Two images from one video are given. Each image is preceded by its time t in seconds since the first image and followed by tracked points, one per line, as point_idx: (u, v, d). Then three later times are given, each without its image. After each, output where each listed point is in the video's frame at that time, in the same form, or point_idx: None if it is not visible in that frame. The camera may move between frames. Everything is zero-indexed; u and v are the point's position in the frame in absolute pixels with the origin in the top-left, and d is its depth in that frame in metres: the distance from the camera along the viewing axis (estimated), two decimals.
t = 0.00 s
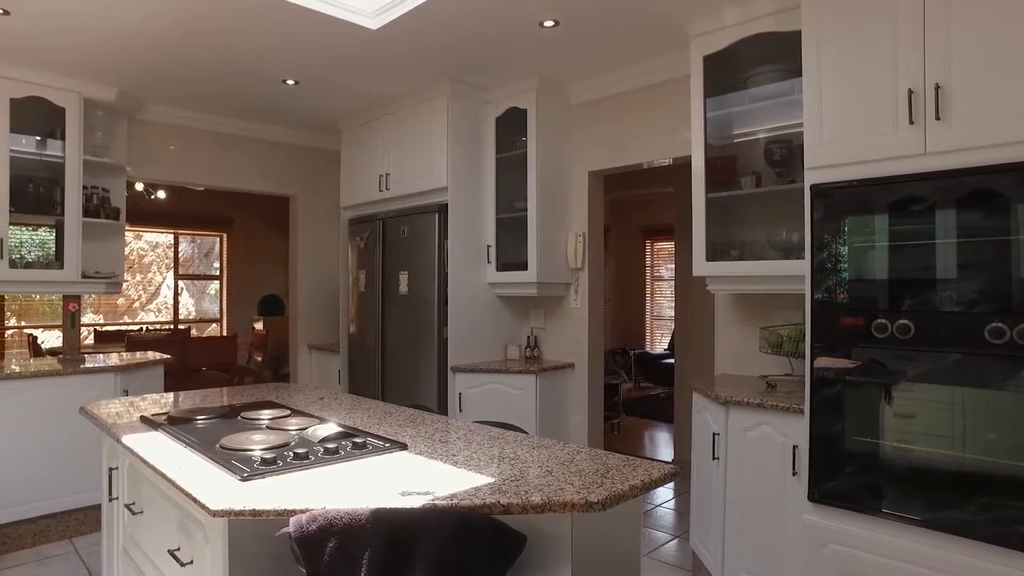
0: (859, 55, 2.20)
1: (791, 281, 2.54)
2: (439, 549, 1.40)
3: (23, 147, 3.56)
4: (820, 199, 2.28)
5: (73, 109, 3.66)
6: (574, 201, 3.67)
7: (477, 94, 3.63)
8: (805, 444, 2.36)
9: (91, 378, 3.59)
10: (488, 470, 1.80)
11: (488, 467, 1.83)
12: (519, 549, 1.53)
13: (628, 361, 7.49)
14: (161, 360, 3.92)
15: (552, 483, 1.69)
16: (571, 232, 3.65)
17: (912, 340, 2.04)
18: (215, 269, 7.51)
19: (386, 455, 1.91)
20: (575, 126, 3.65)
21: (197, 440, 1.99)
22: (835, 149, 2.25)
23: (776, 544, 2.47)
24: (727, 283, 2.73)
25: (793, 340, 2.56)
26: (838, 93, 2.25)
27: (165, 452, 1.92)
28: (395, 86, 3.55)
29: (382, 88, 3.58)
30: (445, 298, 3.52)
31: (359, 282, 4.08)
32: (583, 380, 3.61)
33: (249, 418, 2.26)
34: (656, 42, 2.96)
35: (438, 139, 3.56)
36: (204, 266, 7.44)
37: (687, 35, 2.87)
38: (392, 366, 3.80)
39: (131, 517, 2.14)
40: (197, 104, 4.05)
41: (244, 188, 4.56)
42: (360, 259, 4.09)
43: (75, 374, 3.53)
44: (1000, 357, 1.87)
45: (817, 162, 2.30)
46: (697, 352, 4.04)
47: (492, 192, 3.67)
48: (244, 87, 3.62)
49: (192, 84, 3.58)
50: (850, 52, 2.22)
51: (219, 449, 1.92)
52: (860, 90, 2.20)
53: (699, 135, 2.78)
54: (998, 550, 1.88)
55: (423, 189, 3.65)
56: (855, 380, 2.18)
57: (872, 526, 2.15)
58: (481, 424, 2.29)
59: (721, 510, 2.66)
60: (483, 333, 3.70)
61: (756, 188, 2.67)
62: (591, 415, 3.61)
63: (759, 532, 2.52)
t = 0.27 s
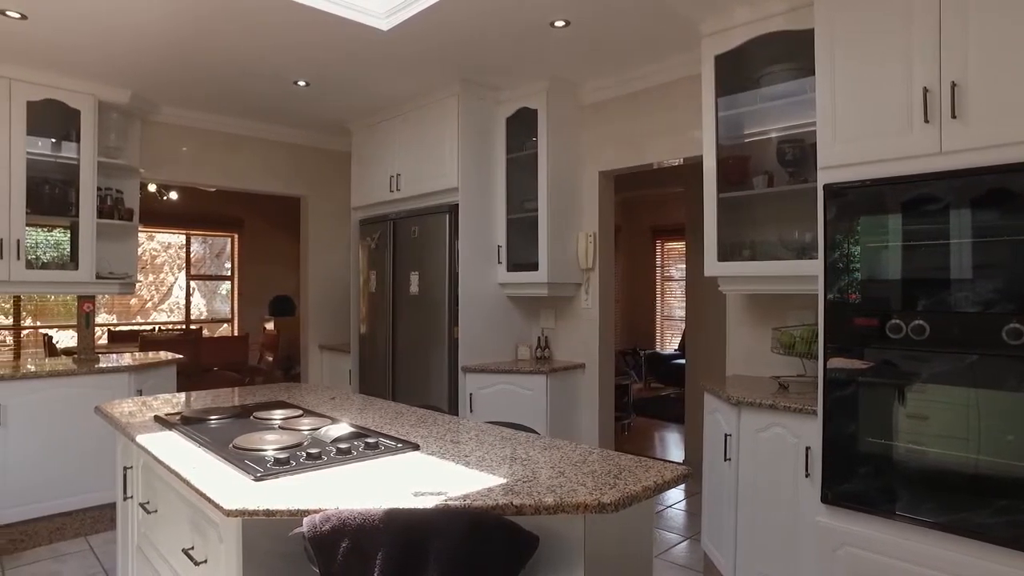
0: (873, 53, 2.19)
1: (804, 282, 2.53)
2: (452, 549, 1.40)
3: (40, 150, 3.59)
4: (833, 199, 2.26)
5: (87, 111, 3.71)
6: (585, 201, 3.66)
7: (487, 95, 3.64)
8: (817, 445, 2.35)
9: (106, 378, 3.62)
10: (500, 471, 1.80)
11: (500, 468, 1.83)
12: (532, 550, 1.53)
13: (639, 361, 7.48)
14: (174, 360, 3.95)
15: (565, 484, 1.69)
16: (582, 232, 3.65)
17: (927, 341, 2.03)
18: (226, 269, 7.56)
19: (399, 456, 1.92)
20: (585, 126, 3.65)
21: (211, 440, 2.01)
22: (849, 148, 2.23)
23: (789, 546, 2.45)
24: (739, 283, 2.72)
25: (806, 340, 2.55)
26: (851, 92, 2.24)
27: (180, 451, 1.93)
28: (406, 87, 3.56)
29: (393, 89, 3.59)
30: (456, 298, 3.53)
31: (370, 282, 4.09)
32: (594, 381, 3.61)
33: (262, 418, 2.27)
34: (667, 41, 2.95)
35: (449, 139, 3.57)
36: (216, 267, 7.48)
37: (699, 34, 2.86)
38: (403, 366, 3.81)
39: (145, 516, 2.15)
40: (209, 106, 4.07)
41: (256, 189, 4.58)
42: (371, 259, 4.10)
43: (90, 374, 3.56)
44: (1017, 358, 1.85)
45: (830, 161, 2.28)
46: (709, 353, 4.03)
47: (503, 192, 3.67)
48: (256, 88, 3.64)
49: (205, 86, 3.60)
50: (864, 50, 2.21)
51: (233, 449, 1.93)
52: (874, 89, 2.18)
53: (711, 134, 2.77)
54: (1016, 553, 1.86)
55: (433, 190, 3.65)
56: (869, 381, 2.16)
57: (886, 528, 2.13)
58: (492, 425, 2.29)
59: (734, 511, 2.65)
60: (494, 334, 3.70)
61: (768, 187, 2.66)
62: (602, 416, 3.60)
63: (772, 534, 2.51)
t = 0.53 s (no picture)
0: (888, 51, 2.17)
1: (817, 282, 2.51)
2: (466, 550, 1.40)
3: (56, 152, 3.63)
4: (847, 199, 2.25)
5: (102, 114, 3.74)
6: (596, 201, 3.66)
7: (497, 95, 3.63)
8: (831, 447, 2.33)
9: (121, 377, 3.65)
10: (513, 472, 1.80)
11: (513, 469, 1.83)
12: (545, 551, 1.53)
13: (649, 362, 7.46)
14: (187, 360, 3.97)
15: (577, 485, 1.68)
16: (593, 232, 3.64)
17: (942, 342, 2.01)
18: (238, 270, 7.60)
19: (411, 456, 1.92)
20: (596, 126, 3.64)
21: (225, 440, 2.02)
22: (863, 148, 2.22)
23: (802, 548, 2.44)
24: (751, 283, 2.71)
25: (819, 341, 2.54)
26: (866, 91, 2.22)
27: (194, 451, 1.95)
28: (417, 88, 3.57)
29: (403, 90, 3.60)
30: (467, 299, 3.54)
31: (381, 282, 4.10)
32: (605, 381, 3.60)
33: (275, 418, 2.28)
34: (679, 41, 2.94)
35: (460, 140, 3.57)
36: (227, 267, 7.52)
37: (711, 33, 2.85)
38: (414, 367, 3.82)
39: (160, 514, 2.17)
40: (221, 107, 4.09)
41: (267, 190, 4.60)
42: (382, 260, 4.12)
43: (105, 374, 3.59)
44: None
45: (844, 161, 2.27)
46: (722, 353, 4.01)
47: (513, 193, 3.68)
48: (267, 89, 3.65)
49: (217, 87, 3.62)
50: (879, 48, 2.19)
51: (247, 449, 1.94)
52: (889, 88, 2.16)
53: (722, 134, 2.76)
54: None
55: (444, 190, 3.66)
56: (883, 382, 2.14)
57: (901, 531, 2.11)
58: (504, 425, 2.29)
59: (747, 513, 2.64)
60: (504, 334, 3.70)
61: (781, 187, 2.66)
62: (613, 417, 3.60)
63: (785, 536, 2.50)
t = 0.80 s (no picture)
0: (902, 50, 2.15)
1: (829, 283, 2.50)
2: (476, 552, 1.40)
3: (69, 154, 3.66)
4: (859, 199, 2.23)
5: (115, 116, 3.77)
6: (606, 201, 3.65)
7: (507, 95, 3.63)
8: (843, 449, 2.32)
9: (133, 377, 3.67)
10: (523, 473, 1.80)
11: (523, 470, 1.83)
12: (556, 553, 1.53)
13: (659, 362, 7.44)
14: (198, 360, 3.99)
15: (588, 487, 1.68)
16: (603, 233, 3.64)
17: (956, 343, 1.99)
18: (248, 270, 7.64)
19: (422, 457, 1.92)
20: (605, 126, 3.64)
21: (237, 440, 2.03)
22: (875, 148, 2.20)
23: (814, 550, 2.43)
24: (762, 284, 2.70)
25: (830, 342, 2.52)
26: (878, 90, 2.20)
27: (206, 451, 1.96)
28: (426, 89, 3.57)
29: (413, 90, 3.60)
30: (476, 299, 3.54)
31: (391, 283, 4.12)
32: (615, 382, 3.59)
33: (286, 419, 2.29)
34: (689, 40, 2.93)
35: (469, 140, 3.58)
36: (237, 267, 7.55)
37: (721, 33, 2.84)
38: (424, 367, 3.82)
39: (172, 514, 2.18)
40: (232, 109, 4.12)
41: (278, 191, 4.62)
42: (392, 261, 4.13)
43: (117, 373, 3.61)
44: None
45: (856, 161, 2.25)
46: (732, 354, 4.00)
47: (523, 193, 3.67)
48: (277, 91, 3.66)
49: (227, 89, 3.64)
50: (892, 47, 2.17)
51: (258, 449, 1.95)
52: (902, 87, 2.15)
53: (732, 134, 2.75)
54: None
55: (453, 191, 3.66)
56: (895, 384, 2.13)
57: (914, 534, 2.10)
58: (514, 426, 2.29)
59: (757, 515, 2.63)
60: (514, 335, 3.70)
61: (792, 186, 2.65)
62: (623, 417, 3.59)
63: (796, 538, 2.49)
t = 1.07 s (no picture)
0: (917, 48, 2.13)
1: (841, 284, 2.48)
2: (489, 553, 1.40)
3: (83, 156, 3.68)
4: (873, 199, 2.22)
5: (128, 117, 3.79)
6: (616, 202, 3.64)
7: (517, 96, 3.63)
8: (856, 451, 2.31)
9: (147, 377, 3.70)
10: (535, 474, 1.80)
11: (535, 471, 1.82)
12: (568, 554, 1.52)
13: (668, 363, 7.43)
14: (210, 360, 4.02)
15: (600, 488, 1.68)
16: (613, 233, 3.63)
17: (971, 344, 1.97)
18: (259, 271, 7.68)
19: (433, 457, 1.92)
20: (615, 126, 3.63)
21: (251, 441, 2.04)
22: (889, 147, 2.19)
23: (826, 552, 2.42)
24: (774, 285, 2.69)
25: (843, 343, 2.51)
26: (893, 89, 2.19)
27: (220, 451, 1.97)
28: (436, 89, 3.58)
29: (423, 91, 3.61)
30: (487, 300, 3.54)
31: (401, 283, 4.13)
32: (626, 383, 3.59)
33: (298, 419, 2.30)
34: (700, 40, 2.92)
35: (479, 141, 3.58)
36: (248, 268, 7.60)
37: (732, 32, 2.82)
38: (434, 367, 3.83)
39: (187, 513, 2.20)
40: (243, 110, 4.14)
41: (288, 191, 4.64)
42: (402, 261, 4.14)
43: (131, 373, 3.64)
44: None
45: (869, 161, 2.24)
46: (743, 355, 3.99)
47: (533, 193, 3.67)
48: (288, 92, 3.68)
49: (238, 90, 3.66)
50: (907, 45, 2.16)
51: (271, 450, 1.96)
52: (917, 85, 2.13)
53: (744, 134, 2.74)
54: None
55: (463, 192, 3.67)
56: (909, 385, 2.11)
57: (928, 537, 2.08)
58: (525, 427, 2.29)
59: (770, 516, 2.62)
60: (524, 335, 3.70)
61: (804, 187, 2.63)
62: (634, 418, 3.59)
63: (809, 539, 2.47)
